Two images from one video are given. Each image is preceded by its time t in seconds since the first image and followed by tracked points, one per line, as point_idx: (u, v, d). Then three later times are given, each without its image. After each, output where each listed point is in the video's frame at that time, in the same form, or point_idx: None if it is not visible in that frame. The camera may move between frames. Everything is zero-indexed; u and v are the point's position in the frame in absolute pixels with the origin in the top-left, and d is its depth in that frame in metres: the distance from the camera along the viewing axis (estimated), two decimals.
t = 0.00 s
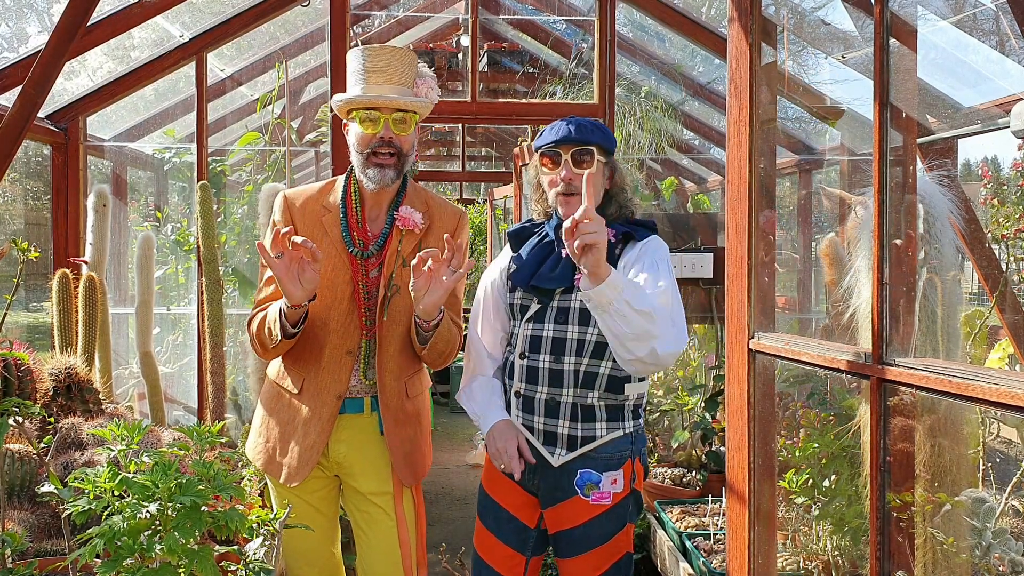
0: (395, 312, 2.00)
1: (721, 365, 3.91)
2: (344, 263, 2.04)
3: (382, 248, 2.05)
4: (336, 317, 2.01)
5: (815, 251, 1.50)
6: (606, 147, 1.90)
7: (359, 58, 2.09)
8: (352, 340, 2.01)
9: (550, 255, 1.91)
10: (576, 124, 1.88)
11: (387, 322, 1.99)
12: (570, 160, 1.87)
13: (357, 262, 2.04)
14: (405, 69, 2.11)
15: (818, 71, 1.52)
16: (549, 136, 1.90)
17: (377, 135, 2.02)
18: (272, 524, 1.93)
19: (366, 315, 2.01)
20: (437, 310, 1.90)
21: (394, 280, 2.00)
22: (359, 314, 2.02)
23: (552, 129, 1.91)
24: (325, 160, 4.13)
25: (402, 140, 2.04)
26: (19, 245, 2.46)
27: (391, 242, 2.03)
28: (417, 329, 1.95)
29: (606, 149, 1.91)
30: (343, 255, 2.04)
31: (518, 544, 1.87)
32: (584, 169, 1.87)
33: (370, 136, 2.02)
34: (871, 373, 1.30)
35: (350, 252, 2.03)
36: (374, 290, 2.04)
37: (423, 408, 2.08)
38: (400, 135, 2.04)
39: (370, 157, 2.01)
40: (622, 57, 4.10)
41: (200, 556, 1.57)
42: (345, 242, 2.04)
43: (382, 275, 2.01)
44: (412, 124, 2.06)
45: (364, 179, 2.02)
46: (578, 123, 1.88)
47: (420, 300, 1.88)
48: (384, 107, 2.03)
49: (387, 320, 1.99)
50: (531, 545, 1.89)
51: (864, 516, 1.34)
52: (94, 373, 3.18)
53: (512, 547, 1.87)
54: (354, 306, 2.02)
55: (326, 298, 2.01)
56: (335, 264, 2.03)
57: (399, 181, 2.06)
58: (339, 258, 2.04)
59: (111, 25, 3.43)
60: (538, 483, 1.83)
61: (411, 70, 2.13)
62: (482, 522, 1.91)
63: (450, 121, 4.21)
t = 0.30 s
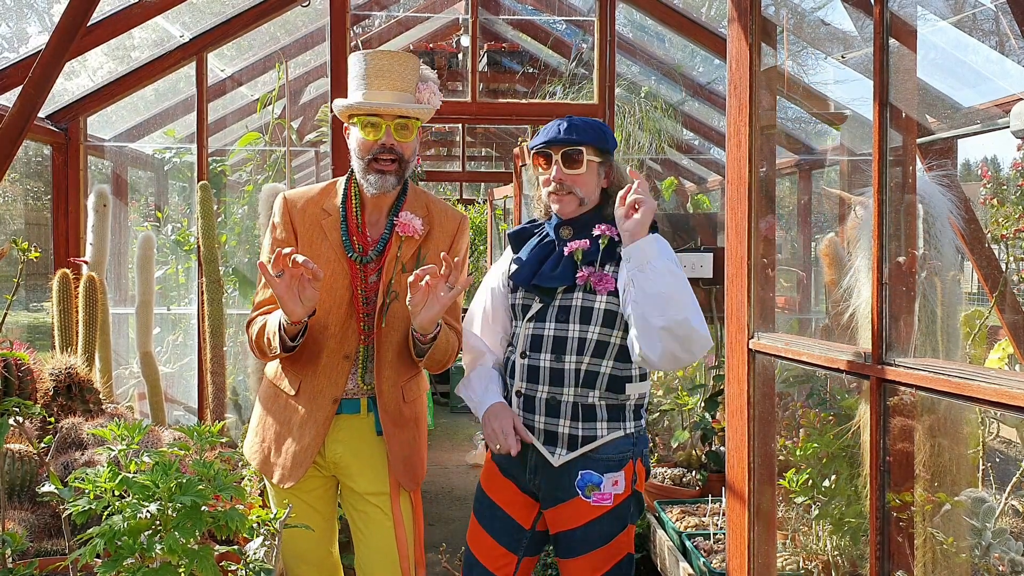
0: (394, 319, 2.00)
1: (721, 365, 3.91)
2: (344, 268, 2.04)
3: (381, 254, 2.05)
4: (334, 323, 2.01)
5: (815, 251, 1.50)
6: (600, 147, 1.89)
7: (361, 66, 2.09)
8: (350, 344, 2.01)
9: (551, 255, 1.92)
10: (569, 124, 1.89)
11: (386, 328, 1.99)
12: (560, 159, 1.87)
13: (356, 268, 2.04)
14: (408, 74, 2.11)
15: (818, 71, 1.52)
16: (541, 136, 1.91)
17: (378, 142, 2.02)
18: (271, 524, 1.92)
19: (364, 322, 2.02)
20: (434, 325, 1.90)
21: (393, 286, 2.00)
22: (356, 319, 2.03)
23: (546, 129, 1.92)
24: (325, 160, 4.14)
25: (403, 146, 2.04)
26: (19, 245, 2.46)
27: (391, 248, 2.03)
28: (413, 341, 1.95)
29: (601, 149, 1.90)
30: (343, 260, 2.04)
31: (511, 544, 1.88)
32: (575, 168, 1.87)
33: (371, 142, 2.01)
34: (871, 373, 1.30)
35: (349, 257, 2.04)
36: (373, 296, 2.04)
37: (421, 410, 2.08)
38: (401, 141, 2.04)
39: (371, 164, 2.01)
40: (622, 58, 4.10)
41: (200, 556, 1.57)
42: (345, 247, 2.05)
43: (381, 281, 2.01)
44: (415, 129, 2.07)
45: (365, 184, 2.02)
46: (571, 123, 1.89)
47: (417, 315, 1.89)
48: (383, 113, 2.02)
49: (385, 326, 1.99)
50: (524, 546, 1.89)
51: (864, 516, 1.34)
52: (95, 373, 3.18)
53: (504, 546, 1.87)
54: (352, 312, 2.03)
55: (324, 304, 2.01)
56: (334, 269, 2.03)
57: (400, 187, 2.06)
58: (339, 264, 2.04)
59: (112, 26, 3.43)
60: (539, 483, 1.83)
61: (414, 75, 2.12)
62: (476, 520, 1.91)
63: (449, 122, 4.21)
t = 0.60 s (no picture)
0: (394, 317, 2.01)
1: (721, 365, 3.92)
2: (343, 268, 2.04)
3: (380, 254, 2.05)
4: (334, 322, 2.02)
5: (815, 251, 1.50)
6: (584, 151, 1.91)
7: (360, 65, 2.08)
8: (348, 344, 2.01)
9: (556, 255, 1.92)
10: (566, 125, 1.94)
11: (385, 329, 2.00)
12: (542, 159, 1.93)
13: (355, 267, 2.04)
14: (406, 73, 2.11)
15: (818, 71, 1.52)
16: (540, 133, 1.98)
17: (378, 141, 2.02)
18: (271, 524, 1.91)
19: (363, 321, 2.01)
20: (431, 323, 1.90)
21: (392, 286, 2.00)
22: (355, 319, 2.02)
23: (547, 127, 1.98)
24: (325, 160, 4.14)
25: (403, 145, 2.04)
26: (19, 245, 2.46)
27: (389, 249, 2.03)
28: (411, 339, 1.95)
29: (587, 154, 1.92)
30: (341, 259, 2.04)
31: (517, 544, 1.87)
32: (550, 169, 1.91)
33: (370, 142, 2.01)
34: (871, 373, 1.30)
35: (348, 256, 2.04)
36: (372, 296, 2.04)
37: (421, 410, 2.08)
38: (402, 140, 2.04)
39: (370, 163, 2.01)
40: (622, 58, 4.10)
41: (200, 556, 1.57)
42: (343, 246, 2.05)
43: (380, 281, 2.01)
44: (415, 129, 2.07)
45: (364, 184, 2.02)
46: (569, 124, 1.94)
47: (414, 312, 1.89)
48: (383, 112, 2.02)
49: (385, 327, 2.00)
50: (530, 546, 1.89)
51: (864, 516, 1.34)
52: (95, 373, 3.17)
53: (510, 547, 1.87)
54: (352, 311, 2.03)
55: (323, 303, 2.02)
56: (333, 268, 2.03)
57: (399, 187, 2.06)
58: (338, 263, 2.04)
59: (112, 26, 3.43)
60: (544, 483, 1.83)
61: (413, 74, 2.12)
62: (480, 522, 1.90)
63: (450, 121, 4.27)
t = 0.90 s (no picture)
0: (394, 319, 2.01)
1: (721, 365, 3.92)
2: (343, 268, 2.04)
3: (380, 254, 2.05)
4: (334, 323, 2.01)
5: (815, 251, 1.50)
6: (588, 153, 1.91)
7: (361, 64, 2.08)
8: (349, 345, 2.01)
9: (557, 256, 1.93)
10: (570, 125, 1.94)
11: (386, 329, 1.99)
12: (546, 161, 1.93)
13: (355, 267, 2.04)
14: (406, 73, 2.11)
15: (818, 71, 1.52)
16: (544, 133, 1.97)
17: (379, 140, 2.02)
18: (271, 524, 1.90)
19: (363, 322, 2.01)
20: (430, 325, 1.89)
21: (392, 287, 2.00)
22: (355, 320, 2.02)
23: (551, 128, 1.97)
24: (325, 160, 4.14)
25: (404, 144, 2.05)
26: (19, 245, 2.46)
27: (390, 248, 2.03)
28: (411, 340, 1.94)
29: (591, 156, 1.92)
30: (342, 260, 2.04)
31: (527, 550, 1.88)
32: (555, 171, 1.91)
33: (370, 140, 2.02)
34: (871, 373, 1.30)
35: (348, 257, 2.04)
36: (373, 296, 2.03)
37: (422, 412, 2.08)
38: (403, 140, 2.04)
39: (370, 163, 2.01)
40: (622, 57, 4.10)
41: (200, 556, 1.57)
42: (344, 246, 2.05)
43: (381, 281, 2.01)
44: (415, 128, 2.07)
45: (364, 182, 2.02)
46: (572, 124, 1.94)
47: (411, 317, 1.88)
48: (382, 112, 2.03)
49: (385, 328, 1.99)
50: (540, 552, 1.89)
51: (864, 516, 1.34)
52: (95, 373, 3.17)
53: (520, 553, 1.87)
54: (352, 312, 2.03)
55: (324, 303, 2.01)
56: (333, 269, 2.03)
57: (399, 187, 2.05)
58: (339, 264, 2.04)
59: (111, 26, 3.43)
60: (543, 485, 1.83)
61: (413, 74, 2.12)
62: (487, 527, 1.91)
63: (449, 123, 4.21)
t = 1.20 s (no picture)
0: (394, 312, 2.00)
1: (721, 365, 3.92)
2: (344, 262, 2.04)
3: (381, 245, 2.05)
4: (336, 318, 2.01)
5: (815, 251, 1.50)
6: (585, 151, 1.91)
7: (360, 51, 2.10)
8: (351, 340, 2.01)
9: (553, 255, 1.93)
10: (567, 123, 1.94)
11: (386, 320, 1.99)
12: (542, 158, 1.93)
13: (356, 259, 2.04)
14: (405, 61, 2.11)
15: (818, 70, 1.52)
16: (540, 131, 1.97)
17: (379, 121, 2.02)
18: (271, 524, 1.90)
19: (365, 314, 2.00)
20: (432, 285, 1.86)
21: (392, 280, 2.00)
22: (357, 314, 2.02)
23: (547, 127, 1.97)
24: (325, 160, 4.14)
25: (403, 127, 2.04)
26: (19, 245, 2.46)
27: (390, 239, 2.03)
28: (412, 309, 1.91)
29: (588, 154, 1.92)
30: (343, 253, 2.04)
31: (527, 547, 1.88)
32: (552, 169, 1.91)
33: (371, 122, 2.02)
34: (871, 373, 1.30)
35: (349, 249, 2.03)
36: (373, 289, 2.02)
37: (422, 411, 2.08)
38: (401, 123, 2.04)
39: (370, 147, 2.01)
40: (622, 57, 4.10)
41: (200, 556, 1.57)
42: (344, 240, 2.05)
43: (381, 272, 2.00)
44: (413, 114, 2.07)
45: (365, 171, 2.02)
46: (570, 122, 1.94)
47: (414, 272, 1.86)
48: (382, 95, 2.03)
49: (385, 317, 1.99)
50: (543, 545, 1.89)
51: (864, 516, 1.34)
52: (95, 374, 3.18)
53: (524, 548, 1.88)
54: (353, 305, 2.02)
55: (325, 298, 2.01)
56: (334, 264, 2.03)
57: (398, 174, 2.05)
58: (340, 258, 2.04)
59: (111, 26, 3.43)
60: (540, 483, 1.83)
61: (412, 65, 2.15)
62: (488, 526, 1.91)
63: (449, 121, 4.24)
